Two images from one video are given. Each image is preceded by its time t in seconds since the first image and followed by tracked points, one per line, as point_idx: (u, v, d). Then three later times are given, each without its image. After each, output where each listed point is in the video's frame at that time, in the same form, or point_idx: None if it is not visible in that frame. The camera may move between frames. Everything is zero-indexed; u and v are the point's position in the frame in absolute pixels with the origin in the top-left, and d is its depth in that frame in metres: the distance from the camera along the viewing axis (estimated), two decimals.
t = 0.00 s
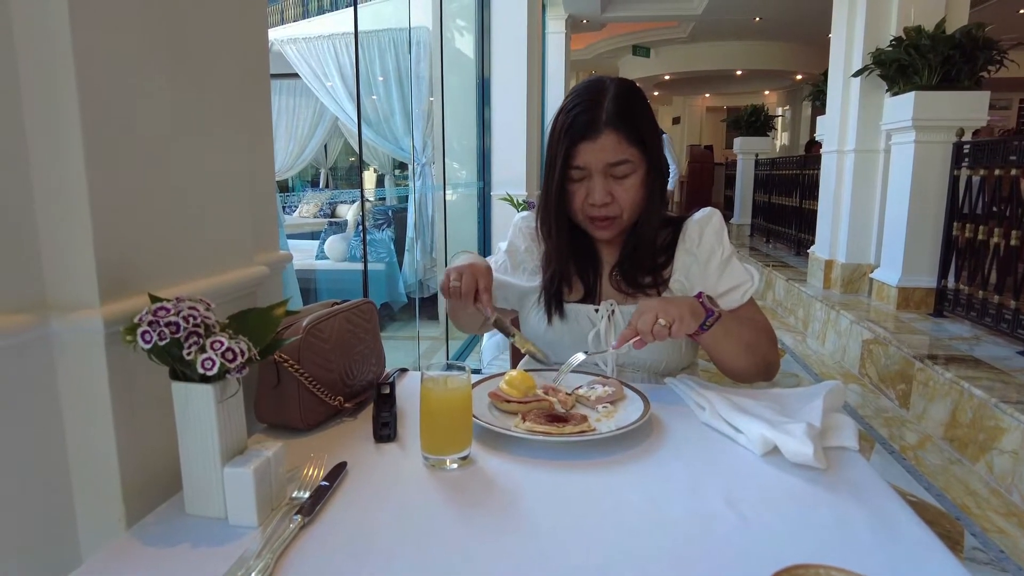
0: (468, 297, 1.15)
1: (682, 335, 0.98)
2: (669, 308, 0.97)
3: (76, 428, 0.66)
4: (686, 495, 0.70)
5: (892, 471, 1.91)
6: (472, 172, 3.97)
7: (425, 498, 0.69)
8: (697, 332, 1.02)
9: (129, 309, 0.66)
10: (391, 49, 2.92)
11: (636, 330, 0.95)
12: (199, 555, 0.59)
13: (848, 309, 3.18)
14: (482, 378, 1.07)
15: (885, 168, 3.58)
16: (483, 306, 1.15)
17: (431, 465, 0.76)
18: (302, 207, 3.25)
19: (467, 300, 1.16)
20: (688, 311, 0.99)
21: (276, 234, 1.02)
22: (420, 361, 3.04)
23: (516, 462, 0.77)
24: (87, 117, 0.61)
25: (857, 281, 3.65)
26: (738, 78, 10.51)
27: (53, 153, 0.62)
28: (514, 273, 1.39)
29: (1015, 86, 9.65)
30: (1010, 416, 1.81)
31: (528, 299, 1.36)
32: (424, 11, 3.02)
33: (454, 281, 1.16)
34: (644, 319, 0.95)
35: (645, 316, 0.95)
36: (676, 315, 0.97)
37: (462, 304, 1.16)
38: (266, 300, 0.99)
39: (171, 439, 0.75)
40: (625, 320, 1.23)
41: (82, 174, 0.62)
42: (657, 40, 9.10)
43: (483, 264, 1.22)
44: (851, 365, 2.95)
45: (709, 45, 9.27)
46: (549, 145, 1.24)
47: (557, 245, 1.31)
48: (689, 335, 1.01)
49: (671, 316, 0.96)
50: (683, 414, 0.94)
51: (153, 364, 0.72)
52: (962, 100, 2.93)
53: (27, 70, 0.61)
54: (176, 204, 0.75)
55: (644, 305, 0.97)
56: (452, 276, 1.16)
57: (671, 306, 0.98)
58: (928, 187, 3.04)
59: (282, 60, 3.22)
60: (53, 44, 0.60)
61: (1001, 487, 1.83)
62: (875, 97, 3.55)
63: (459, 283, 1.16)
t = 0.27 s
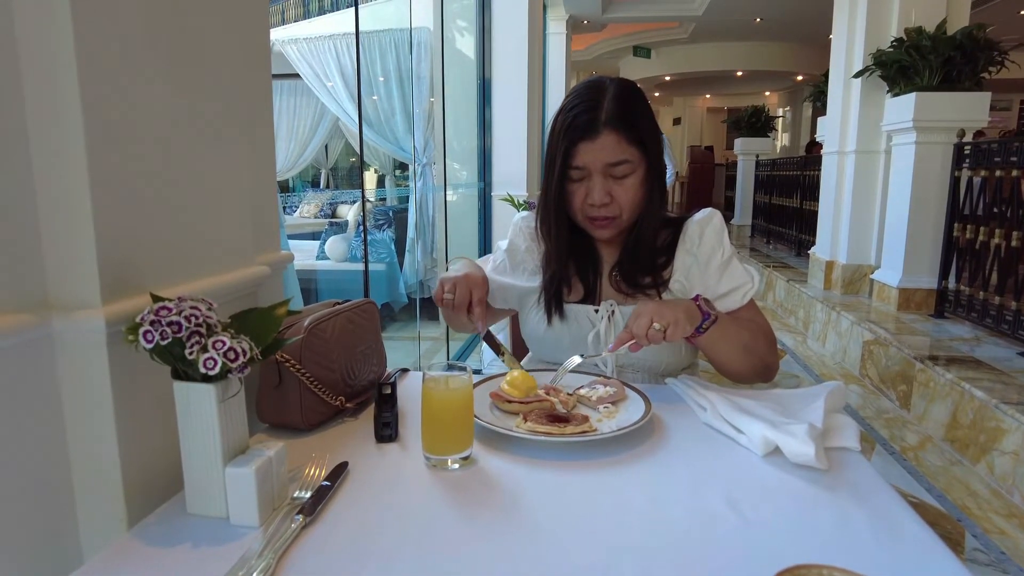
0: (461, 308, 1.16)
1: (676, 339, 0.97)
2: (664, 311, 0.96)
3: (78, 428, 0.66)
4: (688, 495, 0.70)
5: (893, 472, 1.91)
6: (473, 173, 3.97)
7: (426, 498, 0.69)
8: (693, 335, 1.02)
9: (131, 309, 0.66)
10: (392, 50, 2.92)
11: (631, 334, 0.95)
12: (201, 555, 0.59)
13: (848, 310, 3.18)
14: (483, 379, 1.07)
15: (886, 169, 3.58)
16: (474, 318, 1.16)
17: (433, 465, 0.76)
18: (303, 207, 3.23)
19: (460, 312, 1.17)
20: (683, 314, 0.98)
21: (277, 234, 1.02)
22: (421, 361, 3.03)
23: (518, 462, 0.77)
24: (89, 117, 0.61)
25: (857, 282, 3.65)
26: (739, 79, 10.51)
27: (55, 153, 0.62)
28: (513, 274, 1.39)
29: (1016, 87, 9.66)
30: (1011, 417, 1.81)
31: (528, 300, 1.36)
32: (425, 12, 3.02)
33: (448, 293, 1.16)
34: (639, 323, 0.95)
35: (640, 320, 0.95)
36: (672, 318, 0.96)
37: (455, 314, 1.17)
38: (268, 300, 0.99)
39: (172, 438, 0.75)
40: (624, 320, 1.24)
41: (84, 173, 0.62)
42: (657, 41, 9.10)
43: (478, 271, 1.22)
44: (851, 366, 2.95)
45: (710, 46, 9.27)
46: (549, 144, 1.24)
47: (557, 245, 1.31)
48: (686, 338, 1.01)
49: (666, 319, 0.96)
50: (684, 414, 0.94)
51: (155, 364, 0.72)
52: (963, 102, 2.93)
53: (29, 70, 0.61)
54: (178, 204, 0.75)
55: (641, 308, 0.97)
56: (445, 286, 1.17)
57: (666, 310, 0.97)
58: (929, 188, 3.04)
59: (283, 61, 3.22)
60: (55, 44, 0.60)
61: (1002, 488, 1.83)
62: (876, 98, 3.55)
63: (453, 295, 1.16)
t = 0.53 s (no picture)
0: (466, 315, 1.15)
1: (677, 344, 0.97)
2: (665, 317, 0.97)
3: (79, 428, 0.66)
4: (688, 496, 0.70)
5: (893, 473, 1.91)
6: (474, 173, 3.97)
7: (427, 499, 0.69)
8: (693, 341, 1.02)
9: (133, 309, 0.66)
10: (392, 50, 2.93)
11: (631, 338, 0.95)
12: (202, 555, 0.59)
13: (848, 311, 3.18)
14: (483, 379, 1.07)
15: (886, 170, 3.58)
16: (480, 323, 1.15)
17: (434, 465, 0.76)
18: (303, 208, 3.19)
19: (466, 317, 1.16)
20: (683, 320, 0.98)
21: (278, 235, 1.02)
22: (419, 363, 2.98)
23: (518, 463, 0.77)
24: (91, 118, 0.62)
25: (858, 283, 3.65)
26: (739, 79, 10.51)
27: (56, 153, 0.62)
28: (514, 275, 1.39)
29: (1016, 89, 9.66)
30: (1011, 419, 1.81)
31: (528, 301, 1.36)
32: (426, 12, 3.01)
33: (450, 300, 1.16)
34: (640, 328, 0.95)
35: (641, 325, 0.95)
36: (672, 324, 0.97)
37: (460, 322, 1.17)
38: (269, 300, 0.99)
39: (173, 439, 0.75)
40: (625, 322, 1.24)
41: (85, 174, 0.62)
42: (658, 41, 9.10)
43: (478, 278, 1.21)
44: (852, 367, 2.95)
45: (710, 47, 9.27)
46: (549, 145, 1.23)
47: (557, 247, 1.31)
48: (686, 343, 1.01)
49: (667, 324, 0.96)
50: (685, 415, 0.94)
51: (156, 364, 0.72)
52: (964, 103, 2.93)
53: (31, 70, 0.61)
54: (180, 204, 0.75)
55: (640, 313, 0.97)
56: (448, 294, 1.16)
57: (666, 316, 0.97)
58: (929, 189, 3.04)
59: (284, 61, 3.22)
60: (58, 44, 0.60)
61: (1003, 490, 1.83)
62: (877, 99, 3.55)
63: (456, 301, 1.16)
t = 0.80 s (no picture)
0: (470, 308, 1.15)
1: (687, 329, 0.97)
2: (677, 301, 0.97)
3: (81, 429, 0.66)
4: (688, 497, 0.70)
5: (894, 475, 1.91)
6: (475, 174, 3.97)
7: (427, 500, 0.69)
8: (699, 328, 1.00)
9: (135, 310, 0.66)
10: (393, 52, 2.97)
11: (642, 324, 0.95)
12: (203, 555, 0.59)
13: (849, 312, 3.18)
14: (483, 380, 1.07)
15: (887, 171, 3.58)
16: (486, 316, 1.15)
17: (435, 466, 0.76)
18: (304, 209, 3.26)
19: (470, 311, 1.16)
20: (694, 305, 0.98)
21: (279, 235, 1.02)
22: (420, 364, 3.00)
23: (519, 464, 0.77)
24: (92, 119, 0.62)
25: (858, 285, 3.65)
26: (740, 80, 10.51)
27: (58, 154, 0.62)
28: (515, 277, 1.39)
29: (1017, 90, 9.67)
30: (1012, 420, 1.81)
31: (529, 303, 1.36)
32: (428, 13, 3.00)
33: (455, 294, 1.16)
34: (651, 312, 0.95)
35: (652, 309, 0.95)
36: (684, 307, 0.97)
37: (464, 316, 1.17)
38: (270, 301, 0.99)
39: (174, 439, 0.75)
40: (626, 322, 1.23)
41: (87, 174, 0.62)
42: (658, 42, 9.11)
43: (482, 272, 1.21)
44: (852, 368, 2.95)
45: (711, 48, 9.27)
46: (549, 146, 1.23)
47: (557, 248, 1.31)
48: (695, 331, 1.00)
49: (678, 308, 0.97)
50: (686, 417, 0.94)
51: (158, 365, 0.72)
52: (965, 104, 2.93)
53: (33, 71, 0.61)
54: (180, 206, 0.75)
55: (649, 299, 0.97)
56: (452, 289, 1.16)
57: (677, 300, 0.98)
58: (930, 191, 3.04)
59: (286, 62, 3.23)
60: (59, 46, 0.60)
61: (1003, 492, 1.83)
62: (878, 100, 3.55)
63: (460, 295, 1.15)
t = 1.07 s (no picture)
0: (471, 313, 1.15)
1: (689, 338, 0.97)
2: (676, 310, 0.97)
3: (82, 429, 0.66)
4: (689, 498, 0.70)
5: (894, 476, 1.91)
6: (475, 175, 3.97)
7: (428, 500, 0.69)
8: (702, 335, 1.01)
9: (136, 310, 0.66)
10: (394, 52, 2.93)
11: (643, 336, 0.95)
12: (203, 555, 0.59)
13: (850, 313, 3.18)
14: (484, 381, 1.07)
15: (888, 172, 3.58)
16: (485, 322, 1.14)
17: (436, 467, 0.76)
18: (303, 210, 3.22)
19: (469, 315, 1.15)
20: (695, 313, 0.98)
21: (280, 236, 1.02)
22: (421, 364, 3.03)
23: (519, 465, 0.77)
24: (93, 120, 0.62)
25: (859, 286, 3.66)
26: (740, 81, 10.52)
27: (59, 154, 0.62)
28: (514, 281, 1.38)
29: (1017, 91, 9.68)
30: (1013, 421, 1.81)
31: (529, 304, 1.36)
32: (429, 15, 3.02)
33: (456, 296, 1.15)
34: (651, 325, 0.95)
35: (652, 321, 0.95)
36: (685, 317, 0.97)
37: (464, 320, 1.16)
38: (271, 301, 0.99)
39: (175, 440, 0.75)
40: (627, 324, 1.24)
41: (89, 175, 0.62)
42: (659, 43, 9.11)
43: (486, 279, 1.21)
44: (853, 369, 2.95)
45: (711, 49, 9.28)
46: (549, 146, 1.24)
47: (557, 248, 1.31)
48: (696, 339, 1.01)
49: (679, 318, 0.97)
50: (687, 417, 0.94)
51: (159, 366, 0.72)
52: (967, 105, 2.93)
53: (33, 70, 0.61)
54: (182, 206, 0.75)
55: (649, 311, 0.97)
56: (454, 291, 1.16)
57: (678, 309, 0.98)
58: (931, 192, 3.04)
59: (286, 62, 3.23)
60: (61, 46, 0.60)
61: (1004, 493, 1.83)
62: (879, 101, 3.55)
63: (461, 299, 1.15)
